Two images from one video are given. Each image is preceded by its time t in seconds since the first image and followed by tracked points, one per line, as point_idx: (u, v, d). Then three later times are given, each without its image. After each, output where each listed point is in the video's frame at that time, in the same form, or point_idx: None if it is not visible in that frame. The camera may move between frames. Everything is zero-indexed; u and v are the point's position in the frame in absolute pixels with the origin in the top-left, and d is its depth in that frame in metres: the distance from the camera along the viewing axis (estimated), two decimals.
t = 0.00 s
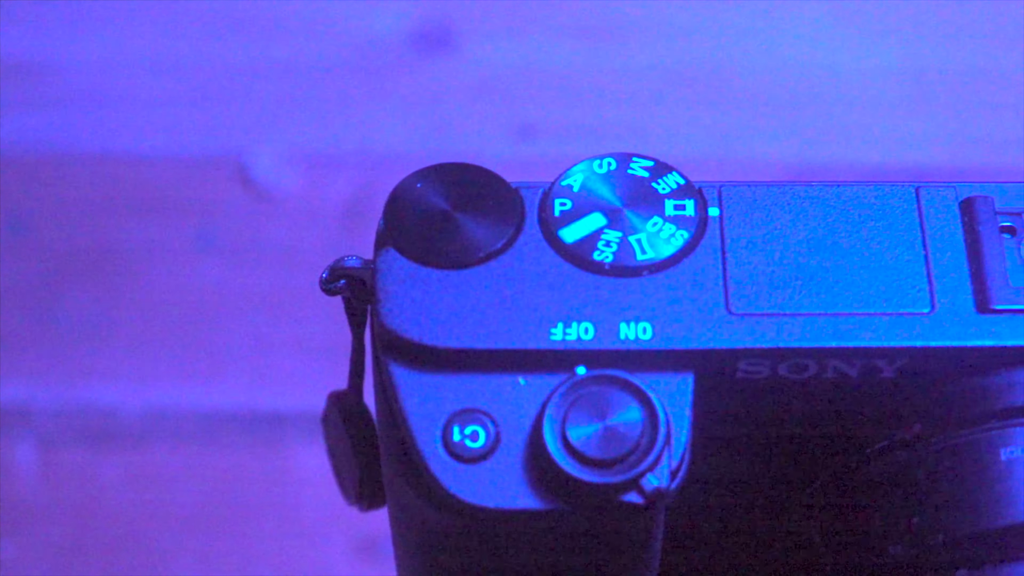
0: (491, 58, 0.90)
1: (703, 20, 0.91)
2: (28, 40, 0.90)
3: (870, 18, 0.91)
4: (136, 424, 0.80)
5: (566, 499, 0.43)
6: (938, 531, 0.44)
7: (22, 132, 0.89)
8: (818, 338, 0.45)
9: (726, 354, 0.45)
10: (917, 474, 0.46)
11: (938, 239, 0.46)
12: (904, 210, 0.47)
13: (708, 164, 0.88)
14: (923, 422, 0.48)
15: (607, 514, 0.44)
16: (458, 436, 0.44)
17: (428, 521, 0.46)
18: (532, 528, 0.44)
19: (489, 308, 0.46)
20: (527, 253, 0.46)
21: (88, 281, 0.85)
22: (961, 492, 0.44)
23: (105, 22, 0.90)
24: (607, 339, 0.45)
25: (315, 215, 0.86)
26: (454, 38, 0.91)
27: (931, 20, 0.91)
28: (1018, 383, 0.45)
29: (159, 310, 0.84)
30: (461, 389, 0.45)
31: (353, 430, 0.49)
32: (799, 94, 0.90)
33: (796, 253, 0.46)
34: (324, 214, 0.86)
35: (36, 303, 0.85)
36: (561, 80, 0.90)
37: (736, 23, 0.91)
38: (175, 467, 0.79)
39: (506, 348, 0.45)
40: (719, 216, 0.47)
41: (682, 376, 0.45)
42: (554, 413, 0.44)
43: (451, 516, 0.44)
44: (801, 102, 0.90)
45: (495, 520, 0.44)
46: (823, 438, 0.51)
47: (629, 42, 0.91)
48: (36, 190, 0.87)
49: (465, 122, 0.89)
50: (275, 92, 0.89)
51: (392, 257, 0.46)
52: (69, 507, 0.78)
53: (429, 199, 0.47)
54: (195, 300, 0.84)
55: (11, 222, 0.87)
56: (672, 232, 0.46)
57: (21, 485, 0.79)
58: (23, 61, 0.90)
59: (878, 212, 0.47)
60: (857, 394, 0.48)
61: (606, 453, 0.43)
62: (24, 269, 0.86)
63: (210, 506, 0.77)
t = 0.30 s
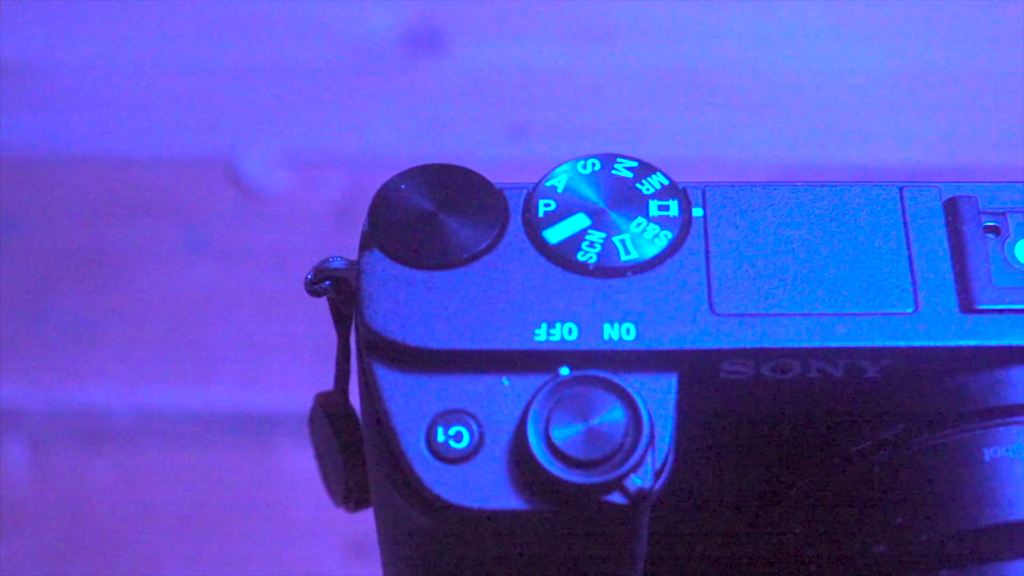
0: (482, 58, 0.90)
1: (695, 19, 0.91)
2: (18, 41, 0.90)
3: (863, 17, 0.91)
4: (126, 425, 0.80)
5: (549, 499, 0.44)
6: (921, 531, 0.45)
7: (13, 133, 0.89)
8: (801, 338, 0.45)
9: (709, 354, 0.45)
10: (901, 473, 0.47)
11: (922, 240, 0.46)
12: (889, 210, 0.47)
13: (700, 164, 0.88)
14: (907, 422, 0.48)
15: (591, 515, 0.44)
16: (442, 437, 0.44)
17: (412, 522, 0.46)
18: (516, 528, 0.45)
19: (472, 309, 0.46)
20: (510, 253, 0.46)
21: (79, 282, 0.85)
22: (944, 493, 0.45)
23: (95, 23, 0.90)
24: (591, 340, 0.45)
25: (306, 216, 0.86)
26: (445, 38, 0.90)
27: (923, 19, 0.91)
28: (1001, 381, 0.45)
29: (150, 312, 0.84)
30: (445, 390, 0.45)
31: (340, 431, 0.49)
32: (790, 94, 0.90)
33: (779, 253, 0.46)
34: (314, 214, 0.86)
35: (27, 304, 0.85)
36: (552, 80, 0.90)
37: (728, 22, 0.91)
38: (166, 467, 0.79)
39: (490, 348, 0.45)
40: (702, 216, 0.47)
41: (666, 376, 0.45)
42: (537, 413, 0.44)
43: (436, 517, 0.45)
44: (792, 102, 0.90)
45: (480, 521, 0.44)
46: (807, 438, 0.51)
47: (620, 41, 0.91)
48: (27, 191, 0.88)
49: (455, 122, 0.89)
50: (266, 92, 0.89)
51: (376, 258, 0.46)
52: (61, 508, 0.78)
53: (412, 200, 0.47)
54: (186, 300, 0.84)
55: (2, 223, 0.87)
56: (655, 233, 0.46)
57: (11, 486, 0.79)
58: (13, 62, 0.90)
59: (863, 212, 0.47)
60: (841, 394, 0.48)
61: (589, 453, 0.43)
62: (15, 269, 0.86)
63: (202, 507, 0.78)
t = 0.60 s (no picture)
0: (474, 61, 0.90)
1: (687, 20, 0.91)
2: (11, 45, 0.91)
3: (854, 18, 0.91)
4: (118, 427, 0.80)
5: (533, 501, 0.44)
6: (904, 531, 0.45)
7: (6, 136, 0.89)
8: (784, 340, 0.45)
9: (692, 356, 0.45)
10: (885, 474, 0.47)
11: (905, 241, 0.46)
12: (872, 212, 0.47)
13: (691, 164, 0.88)
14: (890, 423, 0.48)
15: (574, 516, 0.44)
16: (425, 439, 0.44)
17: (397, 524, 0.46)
18: (500, 530, 0.45)
19: (456, 311, 0.46)
20: (494, 255, 0.47)
21: (71, 284, 0.86)
22: (927, 493, 0.45)
23: (88, 26, 0.91)
24: (574, 342, 0.45)
25: (298, 218, 0.86)
26: (437, 40, 0.91)
27: (913, 20, 0.91)
28: (984, 382, 0.45)
29: (141, 314, 0.84)
30: (429, 391, 0.45)
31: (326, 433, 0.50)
32: (783, 94, 0.90)
33: (762, 255, 0.46)
34: (305, 216, 0.86)
35: (19, 307, 0.85)
36: (544, 81, 0.90)
37: (720, 23, 0.91)
38: (157, 469, 0.79)
39: (474, 350, 0.45)
40: (686, 218, 0.47)
41: (649, 378, 0.45)
42: (520, 415, 0.44)
43: (420, 519, 0.45)
44: (785, 103, 0.90)
45: (463, 522, 0.44)
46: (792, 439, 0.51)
47: (612, 43, 0.91)
48: (20, 194, 0.88)
49: (446, 123, 0.89)
50: (258, 95, 0.89)
51: (360, 260, 0.46)
52: (53, 510, 0.78)
53: (397, 202, 0.47)
54: (177, 303, 0.84)
55: None
56: (639, 234, 0.46)
57: (4, 489, 0.79)
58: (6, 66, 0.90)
59: (846, 213, 0.47)
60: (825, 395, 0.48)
61: (572, 455, 0.43)
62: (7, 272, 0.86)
63: (192, 508, 0.78)
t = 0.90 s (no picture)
0: (464, 61, 0.90)
1: (678, 18, 0.91)
2: None
3: (847, 15, 0.91)
4: (110, 430, 0.80)
5: (516, 502, 0.44)
6: (888, 532, 0.45)
7: None
8: (768, 341, 0.45)
9: (676, 357, 0.45)
10: (869, 475, 0.47)
11: (890, 242, 0.46)
12: (857, 213, 0.47)
13: (682, 164, 0.88)
14: (875, 424, 0.48)
15: (558, 518, 0.44)
16: (410, 441, 0.44)
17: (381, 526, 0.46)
18: (484, 532, 0.45)
19: (440, 312, 0.46)
20: (478, 257, 0.47)
21: (63, 286, 0.86)
22: (911, 493, 0.45)
23: (77, 28, 0.91)
24: (557, 343, 0.45)
25: (288, 219, 0.86)
26: (427, 40, 0.90)
27: (905, 19, 0.91)
28: (970, 382, 0.45)
29: (132, 316, 0.84)
30: (413, 393, 0.45)
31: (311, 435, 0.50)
32: (774, 93, 0.90)
33: (746, 256, 0.46)
34: (295, 216, 0.86)
35: (11, 310, 0.85)
36: (535, 82, 0.90)
37: (712, 21, 0.91)
38: (149, 471, 0.79)
39: (458, 352, 0.45)
40: (670, 219, 0.47)
41: (634, 380, 0.45)
42: (503, 417, 0.44)
43: (403, 521, 0.45)
44: (776, 102, 0.90)
45: (447, 524, 0.44)
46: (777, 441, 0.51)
47: (603, 42, 0.90)
48: (13, 197, 0.88)
49: (436, 124, 0.89)
50: (249, 96, 0.89)
51: (344, 262, 0.46)
52: (45, 513, 0.78)
53: (382, 204, 0.47)
54: (169, 305, 0.85)
55: None
56: (623, 236, 0.46)
57: None
58: None
59: (830, 214, 0.47)
60: (810, 396, 0.48)
61: (555, 456, 0.43)
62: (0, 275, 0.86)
63: (184, 510, 0.78)
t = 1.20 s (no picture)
0: (454, 61, 0.90)
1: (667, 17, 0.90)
2: None
3: (837, 13, 0.90)
4: (100, 431, 0.80)
5: (499, 503, 0.44)
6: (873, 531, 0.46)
7: None
8: (752, 341, 0.45)
9: (659, 357, 0.45)
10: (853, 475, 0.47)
11: (874, 242, 0.46)
12: (841, 212, 0.47)
13: (671, 163, 0.88)
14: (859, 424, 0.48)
15: (541, 519, 0.44)
16: (393, 441, 0.44)
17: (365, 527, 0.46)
18: (468, 533, 0.45)
19: (423, 313, 0.46)
20: (461, 258, 0.46)
21: (53, 287, 0.85)
22: (896, 493, 0.45)
23: (66, 30, 0.91)
24: (541, 343, 0.45)
25: (278, 220, 0.86)
26: (417, 42, 0.90)
27: (896, 18, 0.90)
28: (954, 381, 0.45)
29: (124, 317, 0.84)
30: (397, 394, 0.45)
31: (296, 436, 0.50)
32: (764, 92, 0.90)
33: (730, 256, 0.46)
34: (286, 216, 0.86)
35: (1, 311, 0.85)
36: (525, 82, 0.90)
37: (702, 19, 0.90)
38: (138, 472, 0.79)
39: (440, 352, 0.45)
40: (654, 219, 0.47)
41: (617, 380, 0.45)
42: (487, 417, 0.44)
43: (388, 522, 0.45)
44: (766, 100, 0.90)
45: (430, 524, 0.44)
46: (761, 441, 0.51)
47: (593, 41, 0.90)
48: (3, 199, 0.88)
49: (426, 125, 0.89)
50: (239, 97, 0.89)
51: (328, 263, 0.46)
52: (34, 514, 0.78)
53: (365, 205, 0.47)
54: (160, 305, 0.84)
55: None
56: (607, 236, 0.46)
57: None
58: None
59: (813, 214, 0.47)
60: (795, 396, 0.48)
61: (538, 457, 0.43)
62: None
63: (174, 512, 0.77)
